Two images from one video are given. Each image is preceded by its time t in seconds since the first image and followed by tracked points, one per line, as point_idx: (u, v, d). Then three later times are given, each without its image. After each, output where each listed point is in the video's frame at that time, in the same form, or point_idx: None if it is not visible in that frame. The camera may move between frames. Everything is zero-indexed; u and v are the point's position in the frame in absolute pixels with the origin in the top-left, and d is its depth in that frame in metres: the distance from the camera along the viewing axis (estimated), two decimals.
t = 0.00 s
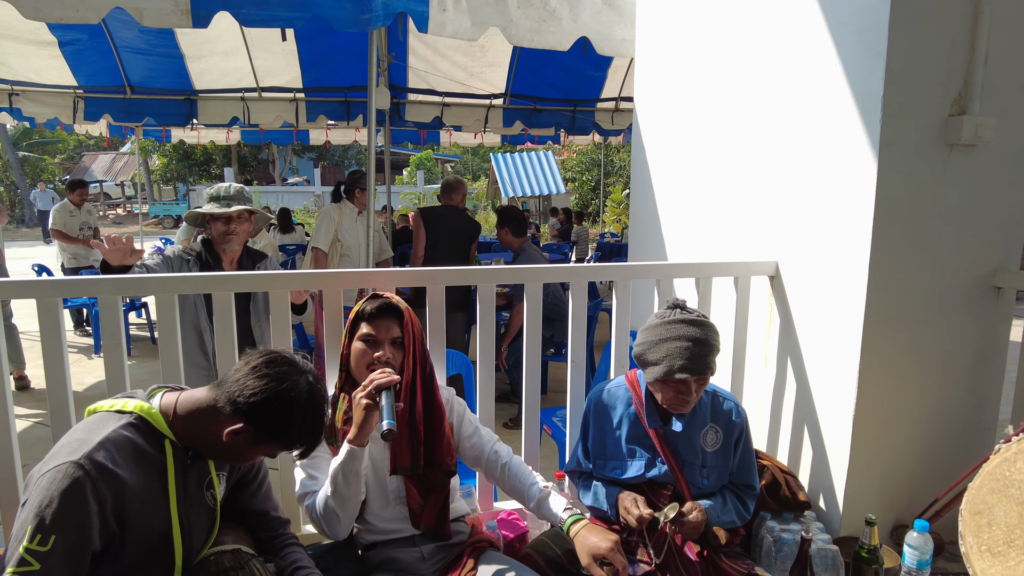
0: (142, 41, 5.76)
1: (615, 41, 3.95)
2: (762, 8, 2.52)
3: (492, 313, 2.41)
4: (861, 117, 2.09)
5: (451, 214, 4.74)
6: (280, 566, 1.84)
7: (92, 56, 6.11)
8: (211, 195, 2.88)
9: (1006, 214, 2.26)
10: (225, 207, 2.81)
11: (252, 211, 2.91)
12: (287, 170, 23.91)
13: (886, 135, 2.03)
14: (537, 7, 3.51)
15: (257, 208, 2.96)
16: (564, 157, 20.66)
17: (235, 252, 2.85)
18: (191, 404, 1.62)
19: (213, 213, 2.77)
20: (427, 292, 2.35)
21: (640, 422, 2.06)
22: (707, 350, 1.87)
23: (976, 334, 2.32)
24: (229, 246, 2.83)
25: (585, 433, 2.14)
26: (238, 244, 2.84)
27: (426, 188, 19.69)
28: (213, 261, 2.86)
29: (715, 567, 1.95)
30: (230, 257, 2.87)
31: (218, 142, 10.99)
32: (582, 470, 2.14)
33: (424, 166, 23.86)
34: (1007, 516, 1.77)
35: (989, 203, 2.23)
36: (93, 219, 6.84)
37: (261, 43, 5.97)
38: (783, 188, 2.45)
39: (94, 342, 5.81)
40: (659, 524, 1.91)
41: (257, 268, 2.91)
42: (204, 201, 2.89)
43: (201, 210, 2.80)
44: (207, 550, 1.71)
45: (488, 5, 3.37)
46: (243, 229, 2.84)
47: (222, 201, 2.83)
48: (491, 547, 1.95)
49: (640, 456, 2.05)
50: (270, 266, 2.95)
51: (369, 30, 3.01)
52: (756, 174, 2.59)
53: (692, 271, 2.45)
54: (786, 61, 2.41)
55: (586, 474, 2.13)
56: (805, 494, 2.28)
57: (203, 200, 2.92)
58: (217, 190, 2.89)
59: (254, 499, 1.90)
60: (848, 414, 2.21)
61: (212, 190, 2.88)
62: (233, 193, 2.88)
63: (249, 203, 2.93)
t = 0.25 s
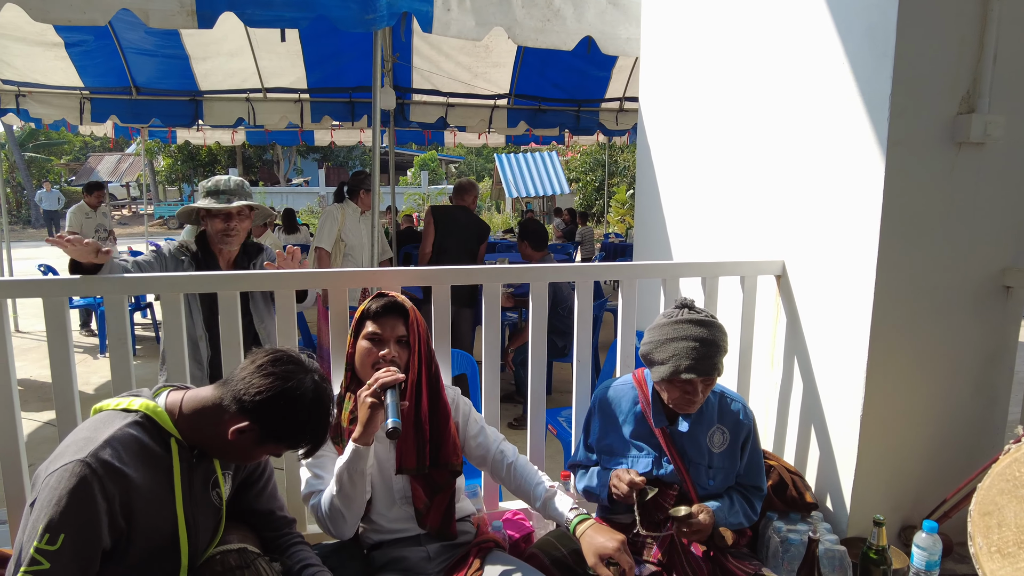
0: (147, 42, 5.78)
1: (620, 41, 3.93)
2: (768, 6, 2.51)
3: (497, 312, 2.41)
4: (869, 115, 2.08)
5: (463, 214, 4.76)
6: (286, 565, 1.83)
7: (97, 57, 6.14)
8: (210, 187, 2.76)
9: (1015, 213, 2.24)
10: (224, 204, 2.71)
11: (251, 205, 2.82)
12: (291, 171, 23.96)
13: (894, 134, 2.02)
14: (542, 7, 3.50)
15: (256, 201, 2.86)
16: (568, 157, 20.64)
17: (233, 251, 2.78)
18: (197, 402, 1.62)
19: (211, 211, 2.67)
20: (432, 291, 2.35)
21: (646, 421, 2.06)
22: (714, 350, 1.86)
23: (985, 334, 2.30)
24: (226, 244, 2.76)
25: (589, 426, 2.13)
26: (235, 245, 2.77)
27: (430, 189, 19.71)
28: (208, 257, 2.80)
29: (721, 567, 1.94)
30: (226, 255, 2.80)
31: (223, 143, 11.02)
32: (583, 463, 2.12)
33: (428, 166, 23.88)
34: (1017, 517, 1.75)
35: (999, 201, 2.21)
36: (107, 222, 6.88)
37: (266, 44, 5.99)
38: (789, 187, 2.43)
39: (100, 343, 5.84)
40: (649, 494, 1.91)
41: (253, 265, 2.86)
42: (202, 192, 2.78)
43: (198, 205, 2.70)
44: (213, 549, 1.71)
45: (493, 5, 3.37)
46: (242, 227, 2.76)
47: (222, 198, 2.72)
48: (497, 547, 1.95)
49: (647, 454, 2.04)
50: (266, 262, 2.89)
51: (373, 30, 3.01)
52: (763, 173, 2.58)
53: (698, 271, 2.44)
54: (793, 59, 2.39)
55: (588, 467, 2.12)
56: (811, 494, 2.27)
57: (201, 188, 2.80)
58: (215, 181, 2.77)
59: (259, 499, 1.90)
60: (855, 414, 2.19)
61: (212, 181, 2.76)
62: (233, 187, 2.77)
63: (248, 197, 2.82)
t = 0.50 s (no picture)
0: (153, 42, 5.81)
1: (625, 40, 3.94)
2: (773, 5, 2.52)
3: (502, 310, 2.42)
4: (873, 112, 2.08)
5: (468, 212, 4.78)
6: (294, 560, 1.85)
7: (104, 58, 6.18)
8: (201, 183, 2.53)
9: (1019, 210, 2.25)
10: (220, 200, 2.51)
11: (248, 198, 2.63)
12: (296, 172, 24.03)
13: (899, 132, 2.02)
14: (547, 6, 3.52)
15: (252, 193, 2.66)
16: (572, 157, 20.64)
17: (232, 250, 2.59)
18: (206, 398, 1.64)
19: (207, 208, 2.47)
20: (438, 289, 2.36)
21: (651, 418, 2.07)
22: (719, 346, 1.87)
23: (990, 331, 2.30)
24: (225, 243, 2.55)
25: (596, 429, 2.13)
26: (235, 242, 2.57)
27: (434, 189, 19.73)
28: (206, 258, 2.60)
29: (726, 564, 1.94)
30: (225, 253, 2.60)
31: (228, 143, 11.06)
32: (594, 468, 2.13)
33: (432, 167, 23.95)
34: (1021, 513, 1.76)
35: (1003, 198, 2.21)
36: (121, 222, 6.89)
37: (271, 44, 6.02)
38: (794, 185, 2.44)
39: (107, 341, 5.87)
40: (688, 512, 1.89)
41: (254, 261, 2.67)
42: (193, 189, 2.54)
43: (192, 203, 2.48)
44: (221, 544, 1.72)
45: (498, 5, 3.38)
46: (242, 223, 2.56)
47: (217, 194, 2.51)
48: (502, 543, 1.96)
49: (655, 452, 2.05)
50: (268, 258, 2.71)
51: (379, 29, 3.03)
52: (767, 171, 2.59)
53: (703, 268, 2.45)
54: (797, 57, 2.40)
55: (599, 471, 2.12)
56: (816, 491, 2.27)
57: (191, 185, 2.57)
58: (207, 175, 2.54)
59: (267, 494, 1.91)
60: (859, 411, 2.20)
61: (204, 176, 2.53)
62: (227, 181, 2.55)
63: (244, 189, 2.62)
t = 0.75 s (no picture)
0: (160, 43, 5.86)
1: (628, 40, 3.95)
2: (776, 4, 2.53)
3: (506, 308, 2.44)
4: (875, 111, 2.09)
5: (470, 210, 4.79)
6: (300, 554, 1.87)
7: (111, 58, 6.23)
8: (201, 180, 2.52)
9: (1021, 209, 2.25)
10: (220, 197, 2.51)
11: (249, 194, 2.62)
12: (301, 172, 24.11)
13: (900, 131, 2.03)
14: (551, 6, 3.54)
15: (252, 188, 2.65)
16: (577, 157, 20.62)
17: (233, 247, 2.60)
18: (214, 393, 1.66)
19: (207, 207, 2.47)
20: (442, 288, 2.39)
21: (653, 415, 2.08)
22: (720, 343, 1.88)
23: (992, 329, 2.31)
24: (227, 240, 2.56)
25: (597, 424, 2.16)
26: (237, 239, 2.58)
27: (439, 189, 19.76)
28: (208, 255, 2.61)
29: (728, 559, 1.96)
30: (226, 251, 2.62)
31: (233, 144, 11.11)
32: (595, 460, 2.15)
33: (437, 167, 24.00)
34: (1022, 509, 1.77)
35: (1006, 197, 2.22)
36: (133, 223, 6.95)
37: (276, 44, 6.06)
38: (796, 184, 2.45)
39: (114, 340, 5.92)
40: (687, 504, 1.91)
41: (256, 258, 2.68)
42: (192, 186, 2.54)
43: (192, 202, 2.48)
44: (228, 537, 1.75)
45: (502, 5, 3.41)
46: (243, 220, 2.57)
47: (217, 191, 2.50)
48: (506, 538, 1.99)
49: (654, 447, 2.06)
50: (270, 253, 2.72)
51: (385, 29, 3.05)
52: (770, 170, 2.60)
53: (706, 267, 2.46)
54: (800, 57, 2.41)
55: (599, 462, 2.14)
56: (818, 489, 2.29)
57: (191, 182, 2.56)
58: (206, 171, 2.53)
59: (274, 489, 1.94)
60: (861, 408, 2.21)
61: (203, 173, 2.52)
62: (227, 177, 2.54)
63: (244, 185, 2.61)
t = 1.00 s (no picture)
0: (168, 44, 5.92)
1: (633, 41, 3.98)
2: (779, 6, 2.55)
3: (511, 307, 2.47)
4: (877, 111, 2.11)
5: (467, 209, 4.81)
6: (308, 548, 1.90)
7: (120, 60, 6.30)
8: (208, 181, 2.52)
9: None
10: (228, 197, 2.51)
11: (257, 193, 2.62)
12: (308, 172, 24.23)
13: (902, 132, 2.05)
14: (556, 7, 3.57)
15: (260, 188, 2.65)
16: (583, 156, 20.63)
17: (242, 246, 2.62)
18: (225, 391, 1.70)
19: (215, 209, 2.48)
20: (449, 287, 2.42)
21: (657, 414, 2.11)
22: (724, 344, 1.91)
23: (995, 328, 2.32)
24: (235, 240, 2.59)
25: (602, 423, 2.20)
26: (245, 239, 2.61)
27: (445, 189, 19.82)
28: (218, 255, 2.64)
29: (730, 556, 1.98)
30: (235, 251, 2.65)
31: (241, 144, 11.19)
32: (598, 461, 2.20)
33: (443, 167, 24.07)
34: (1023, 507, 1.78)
35: (1008, 196, 2.23)
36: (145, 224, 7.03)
37: (283, 46, 6.11)
38: (799, 185, 2.47)
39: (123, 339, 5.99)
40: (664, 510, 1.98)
41: (265, 257, 2.71)
42: (200, 187, 2.54)
43: (199, 203, 2.50)
44: (239, 532, 1.78)
45: (507, 6, 3.44)
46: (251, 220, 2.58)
47: (223, 192, 2.50)
48: (511, 533, 2.02)
49: (657, 447, 2.09)
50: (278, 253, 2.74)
51: (391, 31, 3.09)
52: (773, 170, 2.62)
53: (710, 266, 2.48)
54: (802, 58, 2.43)
55: (603, 463, 2.19)
56: (821, 487, 2.31)
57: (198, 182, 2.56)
58: (213, 171, 2.53)
59: (282, 485, 1.97)
60: (863, 407, 2.22)
61: (210, 174, 2.51)
62: (234, 177, 2.53)
63: (252, 184, 2.60)
